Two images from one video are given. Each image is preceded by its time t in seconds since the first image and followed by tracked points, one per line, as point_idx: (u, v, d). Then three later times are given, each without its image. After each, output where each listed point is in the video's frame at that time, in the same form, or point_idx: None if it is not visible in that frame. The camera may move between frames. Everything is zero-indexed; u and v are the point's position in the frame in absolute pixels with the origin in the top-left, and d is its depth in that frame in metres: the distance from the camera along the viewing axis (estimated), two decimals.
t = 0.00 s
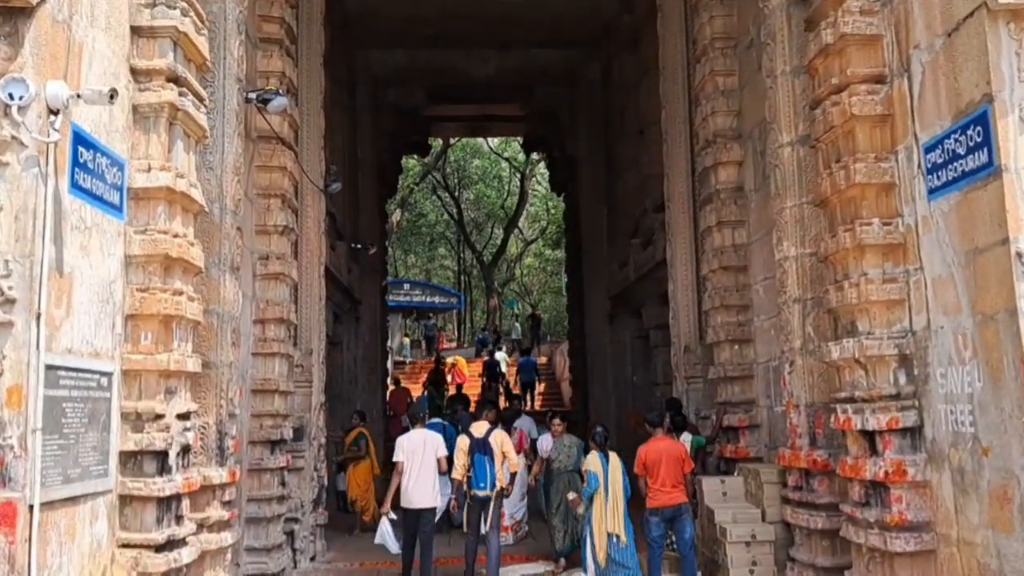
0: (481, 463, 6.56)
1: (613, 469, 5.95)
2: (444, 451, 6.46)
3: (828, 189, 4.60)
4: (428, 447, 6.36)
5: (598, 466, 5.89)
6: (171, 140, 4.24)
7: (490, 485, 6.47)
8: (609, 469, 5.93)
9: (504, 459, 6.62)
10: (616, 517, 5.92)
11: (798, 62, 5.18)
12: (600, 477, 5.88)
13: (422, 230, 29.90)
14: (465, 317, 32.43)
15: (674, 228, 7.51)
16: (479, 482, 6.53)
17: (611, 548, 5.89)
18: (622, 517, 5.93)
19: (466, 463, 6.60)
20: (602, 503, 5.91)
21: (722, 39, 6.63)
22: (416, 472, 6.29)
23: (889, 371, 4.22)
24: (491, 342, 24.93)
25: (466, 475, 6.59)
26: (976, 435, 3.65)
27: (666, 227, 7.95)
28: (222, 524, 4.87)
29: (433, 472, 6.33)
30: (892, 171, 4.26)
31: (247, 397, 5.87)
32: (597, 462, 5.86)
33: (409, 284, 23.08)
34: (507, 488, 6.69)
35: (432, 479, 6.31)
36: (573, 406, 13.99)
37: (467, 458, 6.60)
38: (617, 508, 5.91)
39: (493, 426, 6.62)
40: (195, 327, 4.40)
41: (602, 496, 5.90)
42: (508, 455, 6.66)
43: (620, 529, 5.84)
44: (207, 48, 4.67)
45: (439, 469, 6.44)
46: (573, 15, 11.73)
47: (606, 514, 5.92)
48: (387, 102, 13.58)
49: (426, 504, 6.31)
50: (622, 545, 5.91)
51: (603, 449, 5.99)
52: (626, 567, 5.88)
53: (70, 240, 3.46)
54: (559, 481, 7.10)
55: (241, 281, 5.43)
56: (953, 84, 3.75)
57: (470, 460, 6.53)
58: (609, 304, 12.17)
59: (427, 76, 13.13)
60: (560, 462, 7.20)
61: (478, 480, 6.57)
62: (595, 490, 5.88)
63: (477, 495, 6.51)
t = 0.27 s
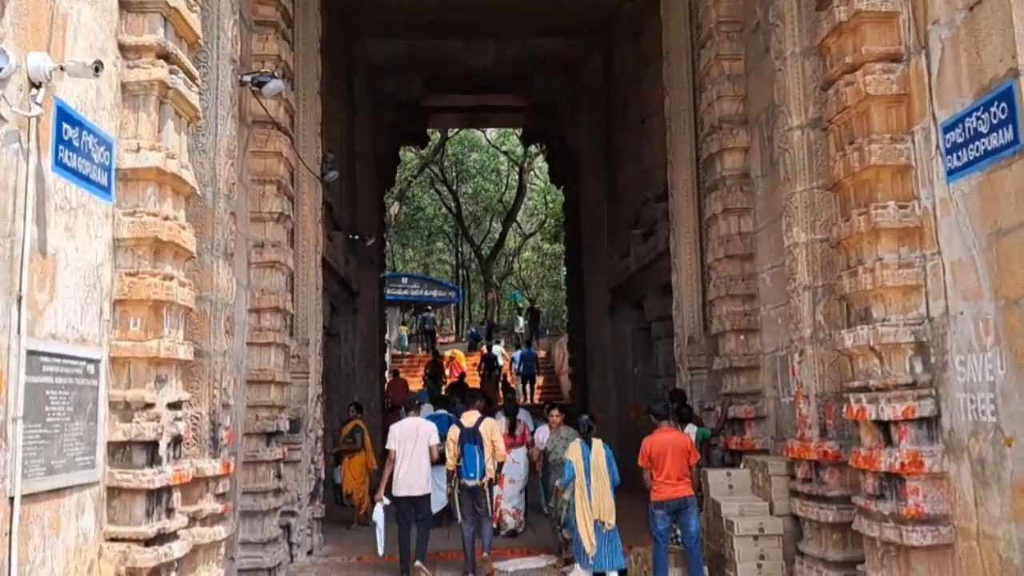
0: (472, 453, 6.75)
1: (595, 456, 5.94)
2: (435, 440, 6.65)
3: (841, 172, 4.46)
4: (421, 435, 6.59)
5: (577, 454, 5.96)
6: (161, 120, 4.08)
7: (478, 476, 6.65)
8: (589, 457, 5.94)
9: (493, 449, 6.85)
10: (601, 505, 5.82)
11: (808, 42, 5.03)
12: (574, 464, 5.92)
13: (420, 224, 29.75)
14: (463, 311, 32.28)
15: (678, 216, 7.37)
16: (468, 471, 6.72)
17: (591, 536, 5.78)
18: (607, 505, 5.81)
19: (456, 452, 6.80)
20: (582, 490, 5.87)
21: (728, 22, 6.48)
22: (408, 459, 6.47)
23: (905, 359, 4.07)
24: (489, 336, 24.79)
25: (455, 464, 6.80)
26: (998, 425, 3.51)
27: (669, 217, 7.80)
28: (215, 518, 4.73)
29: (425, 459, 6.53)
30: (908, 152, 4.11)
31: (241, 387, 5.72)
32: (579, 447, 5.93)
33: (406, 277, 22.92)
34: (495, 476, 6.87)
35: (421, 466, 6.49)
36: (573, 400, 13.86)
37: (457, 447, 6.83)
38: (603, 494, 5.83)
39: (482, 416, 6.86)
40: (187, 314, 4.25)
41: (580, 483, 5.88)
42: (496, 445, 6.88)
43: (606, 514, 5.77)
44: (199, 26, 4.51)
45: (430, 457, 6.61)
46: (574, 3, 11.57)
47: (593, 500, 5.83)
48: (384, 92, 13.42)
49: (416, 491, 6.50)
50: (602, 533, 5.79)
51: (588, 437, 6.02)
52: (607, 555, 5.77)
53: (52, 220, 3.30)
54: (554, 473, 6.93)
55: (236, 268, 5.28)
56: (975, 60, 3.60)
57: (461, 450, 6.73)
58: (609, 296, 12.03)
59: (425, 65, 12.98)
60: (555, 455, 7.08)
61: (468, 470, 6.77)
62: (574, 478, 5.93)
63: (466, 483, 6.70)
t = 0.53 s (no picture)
0: (465, 452, 6.58)
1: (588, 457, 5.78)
2: (431, 440, 6.50)
3: (852, 162, 4.29)
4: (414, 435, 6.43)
5: (568, 454, 5.82)
6: (144, 107, 3.90)
7: (470, 474, 6.50)
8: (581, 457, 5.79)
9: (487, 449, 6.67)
10: (589, 506, 5.71)
11: (817, 31, 4.86)
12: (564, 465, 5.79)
13: (418, 222, 29.57)
14: (461, 310, 32.12)
15: (680, 212, 7.21)
16: (461, 470, 6.56)
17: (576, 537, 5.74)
18: (596, 507, 5.71)
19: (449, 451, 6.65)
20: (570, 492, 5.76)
21: (732, 12, 6.32)
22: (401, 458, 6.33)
23: (921, 357, 3.91)
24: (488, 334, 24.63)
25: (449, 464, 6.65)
26: (1020, 426, 3.34)
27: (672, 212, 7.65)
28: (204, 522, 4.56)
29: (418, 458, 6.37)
30: (923, 142, 3.94)
31: (231, 386, 5.55)
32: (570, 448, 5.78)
33: (404, 275, 22.74)
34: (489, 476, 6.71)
35: (416, 466, 6.33)
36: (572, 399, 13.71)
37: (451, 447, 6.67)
38: (592, 496, 5.71)
39: (476, 416, 6.75)
40: (172, 311, 4.08)
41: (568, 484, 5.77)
42: (490, 445, 6.72)
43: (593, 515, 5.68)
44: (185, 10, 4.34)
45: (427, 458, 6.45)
46: None
47: (581, 501, 5.73)
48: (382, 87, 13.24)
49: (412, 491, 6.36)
50: (586, 536, 5.71)
51: (581, 436, 5.86)
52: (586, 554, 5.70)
53: (23, 209, 3.11)
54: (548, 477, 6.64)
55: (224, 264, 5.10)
56: (998, 43, 3.44)
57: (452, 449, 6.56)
58: (609, 294, 11.88)
59: (422, 60, 12.81)
60: (553, 457, 6.83)
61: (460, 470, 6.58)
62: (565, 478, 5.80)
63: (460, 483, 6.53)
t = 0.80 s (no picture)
0: (464, 452, 6.52)
1: (591, 458, 5.59)
2: (434, 439, 6.46)
3: (864, 154, 4.13)
4: (419, 433, 6.42)
5: (573, 454, 5.63)
6: (126, 93, 3.72)
7: (467, 474, 6.43)
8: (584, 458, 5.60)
9: (484, 450, 6.62)
10: (588, 508, 5.58)
11: (828, 18, 4.70)
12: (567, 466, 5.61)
13: (415, 219, 29.39)
14: (459, 308, 31.96)
15: (683, 207, 7.05)
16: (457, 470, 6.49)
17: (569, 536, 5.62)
18: (594, 508, 5.58)
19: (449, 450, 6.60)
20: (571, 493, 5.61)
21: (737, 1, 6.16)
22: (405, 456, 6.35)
23: (937, 356, 3.76)
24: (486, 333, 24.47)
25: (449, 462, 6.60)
26: None
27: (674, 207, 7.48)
28: (192, 525, 4.41)
29: (421, 457, 6.37)
30: (939, 131, 3.78)
31: (221, 386, 5.39)
32: (576, 449, 5.61)
33: (401, 273, 22.58)
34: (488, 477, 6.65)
35: (417, 466, 6.33)
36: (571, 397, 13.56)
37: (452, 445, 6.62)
38: (593, 498, 5.58)
39: (476, 416, 6.65)
40: (156, 307, 3.91)
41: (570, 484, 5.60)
42: (490, 446, 6.65)
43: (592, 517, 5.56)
44: None
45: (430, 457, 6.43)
46: None
47: (581, 502, 5.59)
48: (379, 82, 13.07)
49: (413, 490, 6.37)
50: (580, 537, 5.61)
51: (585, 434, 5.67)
52: (584, 556, 5.60)
53: None
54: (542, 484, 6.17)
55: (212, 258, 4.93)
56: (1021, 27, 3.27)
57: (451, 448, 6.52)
58: (609, 292, 11.72)
59: (419, 55, 12.64)
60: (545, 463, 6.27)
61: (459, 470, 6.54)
62: (568, 478, 5.62)
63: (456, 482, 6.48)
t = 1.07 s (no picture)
0: (461, 449, 6.44)
1: (591, 458, 5.42)
2: (437, 438, 6.53)
3: (878, 143, 3.96)
4: (420, 431, 6.50)
5: (571, 454, 5.48)
6: (106, 77, 3.53)
7: (462, 471, 6.37)
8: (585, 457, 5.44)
9: (486, 447, 6.47)
10: (586, 508, 5.37)
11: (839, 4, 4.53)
12: (567, 465, 5.46)
13: (412, 219, 29.20)
14: (455, 307, 31.78)
15: (686, 202, 6.87)
16: (455, 467, 6.43)
17: (576, 538, 5.43)
18: (593, 509, 5.36)
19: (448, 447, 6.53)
20: (571, 493, 5.43)
21: None
22: (407, 456, 6.43)
23: (957, 355, 3.58)
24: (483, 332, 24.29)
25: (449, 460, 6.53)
26: None
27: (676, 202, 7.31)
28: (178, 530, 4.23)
29: (422, 457, 6.43)
30: (959, 119, 3.61)
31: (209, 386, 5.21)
32: (572, 447, 5.47)
33: (398, 272, 22.40)
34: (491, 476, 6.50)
35: (418, 462, 6.40)
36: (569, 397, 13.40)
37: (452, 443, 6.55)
38: (592, 498, 5.36)
39: (476, 413, 6.51)
40: (139, 303, 3.72)
41: (570, 485, 5.43)
42: (491, 444, 6.48)
43: (590, 518, 5.35)
44: None
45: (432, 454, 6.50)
46: None
47: (578, 503, 5.39)
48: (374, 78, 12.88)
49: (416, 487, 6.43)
50: (585, 538, 5.40)
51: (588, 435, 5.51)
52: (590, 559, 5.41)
53: None
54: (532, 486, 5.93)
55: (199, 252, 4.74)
56: None
57: (450, 446, 6.46)
58: (608, 290, 11.55)
59: (415, 50, 12.46)
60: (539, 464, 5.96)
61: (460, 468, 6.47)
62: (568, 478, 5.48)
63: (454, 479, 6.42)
